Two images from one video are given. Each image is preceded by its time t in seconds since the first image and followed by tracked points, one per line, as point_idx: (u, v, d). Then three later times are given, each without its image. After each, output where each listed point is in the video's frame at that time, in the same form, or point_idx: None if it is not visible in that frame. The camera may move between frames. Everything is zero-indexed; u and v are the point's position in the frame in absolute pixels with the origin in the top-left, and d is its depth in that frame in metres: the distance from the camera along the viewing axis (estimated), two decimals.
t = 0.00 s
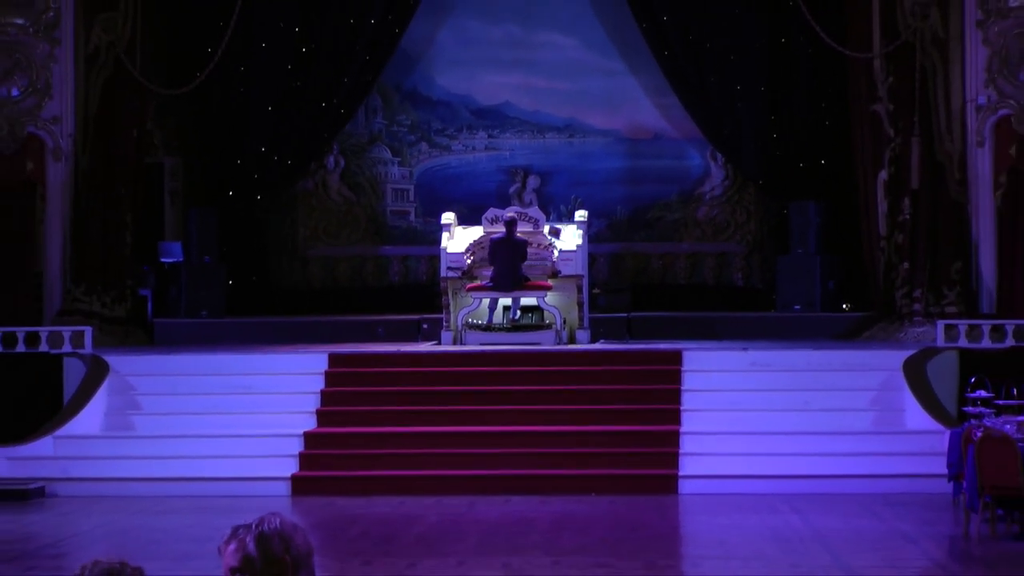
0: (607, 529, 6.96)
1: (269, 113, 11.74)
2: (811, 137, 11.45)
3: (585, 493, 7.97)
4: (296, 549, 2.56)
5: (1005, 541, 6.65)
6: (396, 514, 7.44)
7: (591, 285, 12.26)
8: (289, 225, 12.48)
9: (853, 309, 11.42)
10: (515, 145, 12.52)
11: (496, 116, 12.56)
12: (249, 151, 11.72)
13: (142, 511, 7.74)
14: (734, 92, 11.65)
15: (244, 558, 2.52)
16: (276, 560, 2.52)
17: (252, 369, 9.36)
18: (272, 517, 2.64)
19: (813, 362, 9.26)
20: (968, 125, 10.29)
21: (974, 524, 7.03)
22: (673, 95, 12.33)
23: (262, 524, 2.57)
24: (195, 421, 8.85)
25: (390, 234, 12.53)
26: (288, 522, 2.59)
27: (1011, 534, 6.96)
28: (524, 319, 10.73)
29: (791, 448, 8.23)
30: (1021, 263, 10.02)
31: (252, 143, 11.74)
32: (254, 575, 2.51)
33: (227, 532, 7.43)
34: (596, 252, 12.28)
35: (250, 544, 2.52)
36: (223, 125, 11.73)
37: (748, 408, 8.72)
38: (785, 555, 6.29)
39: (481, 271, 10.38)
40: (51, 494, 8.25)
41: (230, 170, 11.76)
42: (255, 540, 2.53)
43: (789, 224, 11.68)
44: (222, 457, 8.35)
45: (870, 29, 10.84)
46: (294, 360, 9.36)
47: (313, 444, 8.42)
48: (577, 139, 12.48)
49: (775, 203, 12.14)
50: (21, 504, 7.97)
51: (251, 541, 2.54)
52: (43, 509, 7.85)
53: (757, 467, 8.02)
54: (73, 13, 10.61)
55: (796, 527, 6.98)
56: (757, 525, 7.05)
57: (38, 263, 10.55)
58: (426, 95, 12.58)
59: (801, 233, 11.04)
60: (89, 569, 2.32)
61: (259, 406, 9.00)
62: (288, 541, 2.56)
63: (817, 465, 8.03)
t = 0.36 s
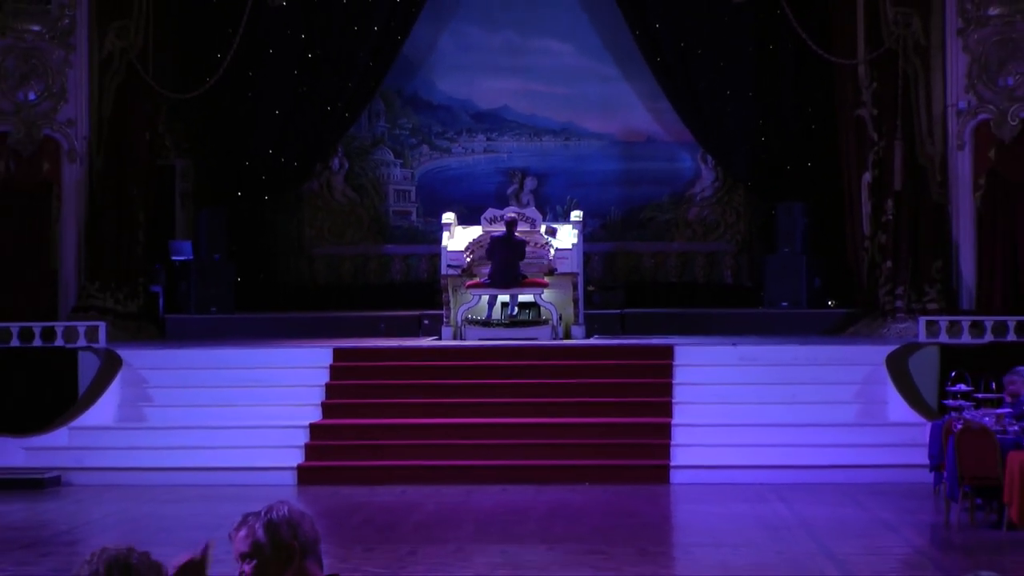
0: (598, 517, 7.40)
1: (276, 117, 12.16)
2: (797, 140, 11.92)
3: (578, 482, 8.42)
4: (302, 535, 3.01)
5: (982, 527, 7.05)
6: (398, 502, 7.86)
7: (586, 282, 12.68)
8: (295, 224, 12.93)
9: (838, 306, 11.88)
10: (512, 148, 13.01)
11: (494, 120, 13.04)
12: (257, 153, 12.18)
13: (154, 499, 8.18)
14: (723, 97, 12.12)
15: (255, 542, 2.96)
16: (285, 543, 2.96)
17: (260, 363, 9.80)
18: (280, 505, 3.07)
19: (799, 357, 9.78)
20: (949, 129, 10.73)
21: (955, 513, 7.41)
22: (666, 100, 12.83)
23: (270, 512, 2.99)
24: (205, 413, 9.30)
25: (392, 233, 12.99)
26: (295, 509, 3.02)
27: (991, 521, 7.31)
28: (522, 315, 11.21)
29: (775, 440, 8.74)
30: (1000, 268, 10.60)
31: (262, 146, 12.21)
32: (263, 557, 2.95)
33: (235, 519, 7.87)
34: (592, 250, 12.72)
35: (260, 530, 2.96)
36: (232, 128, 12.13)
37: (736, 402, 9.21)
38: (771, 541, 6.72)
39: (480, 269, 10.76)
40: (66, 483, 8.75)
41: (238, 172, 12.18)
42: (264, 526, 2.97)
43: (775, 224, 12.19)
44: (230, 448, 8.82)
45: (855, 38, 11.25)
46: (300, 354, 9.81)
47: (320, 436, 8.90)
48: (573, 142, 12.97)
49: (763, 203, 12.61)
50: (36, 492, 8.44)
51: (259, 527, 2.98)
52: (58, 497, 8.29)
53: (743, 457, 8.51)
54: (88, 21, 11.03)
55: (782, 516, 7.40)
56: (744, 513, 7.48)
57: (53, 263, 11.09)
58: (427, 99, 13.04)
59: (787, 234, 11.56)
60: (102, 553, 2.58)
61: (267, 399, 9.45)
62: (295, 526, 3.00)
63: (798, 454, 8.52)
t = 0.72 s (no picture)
0: (598, 509, 7.79)
1: (287, 123, 12.71)
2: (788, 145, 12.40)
3: (577, 476, 8.83)
4: (319, 526, 2.91)
5: (968, 520, 7.45)
6: (405, 494, 8.28)
7: (586, 282, 13.17)
8: (305, 226, 13.41)
9: (827, 305, 12.37)
10: (515, 153, 13.47)
11: (497, 126, 13.50)
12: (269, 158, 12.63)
13: (169, 491, 8.58)
14: (717, 104, 12.53)
15: (270, 532, 2.86)
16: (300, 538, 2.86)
17: (271, 360, 10.30)
18: (297, 495, 2.93)
19: (788, 354, 10.25)
20: (936, 133, 11.06)
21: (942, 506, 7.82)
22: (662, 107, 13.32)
23: (286, 502, 2.87)
24: (219, 409, 9.76)
25: (399, 236, 13.47)
26: (313, 499, 2.91)
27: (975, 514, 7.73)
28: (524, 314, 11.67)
29: (769, 435, 9.14)
30: (983, 263, 10.93)
31: (275, 151, 12.68)
32: (278, 549, 2.86)
33: (248, 511, 8.26)
34: (591, 252, 13.19)
35: (276, 521, 2.86)
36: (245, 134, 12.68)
37: (730, 398, 9.67)
38: (765, 533, 7.10)
39: (484, 269, 11.18)
40: (84, 477, 9.14)
41: (251, 176, 12.65)
42: (281, 517, 2.86)
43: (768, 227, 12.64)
44: (242, 442, 9.24)
45: (843, 45, 11.79)
46: (311, 351, 10.34)
47: (332, 429, 9.35)
48: (573, 147, 13.43)
49: (756, 206, 13.04)
50: (56, 485, 8.84)
51: (275, 518, 2.87)
52: (76, 490, 8.69)
53: (736, 451, 8.95)
54: (105, 32, 11.43)
55: (776, 508, 7.79)
56: (740, 506, 7.86)
57: (72, 262, 11.46)
58: (432, 106, 13.54)
59: (778, 235, 11.97)
60: (121, 545, 2.49)
61: (279, 395, 9.92)
62: (311, 518, 2.89)
63: (788, 449, 8.93)
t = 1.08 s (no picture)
0: (596, 497, 8.22)
1: (294, 126, 13.19)
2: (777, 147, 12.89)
3: (575, 465, 9.26)
4: (325, 514, 3.18)
5: (952, 507, 7.87)
6: (410, 483, 8.71)
7: (583, 279, 13.66)
8: (313, 226, 13.89)
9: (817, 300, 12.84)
10: (515, 154, 13.93)
11: (497, 128, 13.97)
12: (278, 158, 13.13)
13: (182, 481, 9.03)
14: (710, 107, 13.00)
15: (281, 519, 3.14)
16: (309, 522, 3.14)
17: (280, 354, 10.74)
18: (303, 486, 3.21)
19: (778, 347, 10.68)
20: (920, 135, 11.61)
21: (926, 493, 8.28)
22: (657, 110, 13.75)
23: (296, 491, 3.16)
24: (230, 401, 10.20)
25: (404, 234, 13.92)
26: (318, 490, 3.19)
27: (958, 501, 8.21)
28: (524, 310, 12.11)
29: (759, 425, 9.58)
30: (965, 263, 11.57)
31: (282, 152, 13.19)
32: (288, 534, 3.14)
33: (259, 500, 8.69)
34: (588, 250, 13.67)
35: (287, 509, 3.13)
36: (255, 138, 13.15)
37: (723, 389, 10.09)
38: (755, 520, 7.52)
39: (485, 266, 11.65)
40: (100, 466, 9.65)
41: (262, 177, 13.17)
42: (292, 506, 3.14)
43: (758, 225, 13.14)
44: (253, 433, 9.70)
45: (832, 50, 12.17)
46: (319, 346, 10.79)
47: (339, 421, 9.78)
48: (571, 149, 13.88)
49: (748, 206, 13.46)
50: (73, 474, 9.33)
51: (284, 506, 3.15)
52: (93, 479, 9.15)
53: (727, 441, 9.39)
54: (120, 39, 11.98)
55: (766, 496, 8.22)
56: (732, 494, 8.30)
57: (89, 261, 12.01)
58: (435, 109, 14.00)
59: (770, 232, 12.31)
60: (151, 534, 2.68)
61: (287, 388, 10.35)
62: (318, 507, 3.17)
63: (776, 438, 9.40)
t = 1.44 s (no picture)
0: (586, 485, 8.63)
1: (294, 126, 13.62)
2: (760, 147, 13.27)
3: (566, 453, 9.69)
4: (322, 501, 3.24)
5: (928, 492, 8.27)
6: (405, 470, 9.13)
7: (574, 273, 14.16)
8: (314, 222, 14.45)
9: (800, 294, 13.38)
10: (508, 153, 14.43)
11: (491, 128, 14.46)
12: (279, 156, 13.60)
13: (186, 468, 9.45)
14: (696, 108, 13.46)
15: (281, 505, 3.21)
16: (308, 507, 3.20)
17: (281, 346, 11.19)
18: (303, 472, 3.32)
19: (760, 338, 11.14)
20: (899, 136, 12.07)
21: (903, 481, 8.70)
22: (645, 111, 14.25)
23: (295, 479, 3.24)
24: (232, 391, 10.63)
25: (401, 230, 14.44)
26: (316, 478, 3.27)
27: (934, 488, 8.60)
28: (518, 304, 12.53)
29: (741, 414, 10.02)
30: (942, 257, 11.95)
31: (283, 151, 13.66)
32: (287, 518, 3.20)
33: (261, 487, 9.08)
34: (578, 245, 14.18)
35: (286, 496, 3.20)
36: (256, 138, 13.61)
37: (708, 378, 10.55)
38: (739, 505, 7.93)
39: (480, 261, 12.07)
40: (107, 454, 10.07)
41: (266, 176, 13.69)
42: (291, 492, 3.21)
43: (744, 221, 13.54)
44: (256, 422, 10.12)
45: (814, 50, 12.66)
46: (318, 338, 11.24)
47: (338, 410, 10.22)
48: (562, 147, 14.39)
49: (731, 204, 14.02)
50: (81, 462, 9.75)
51: (283, 493, 3.23)
52: (101, 467, 9.57)
53: (710, 430, 9.82)
54: (127, 40, 12.42)
55: (752, 483, 8.62)
56: (715, 481, 8.72)
57: (96, 253, 12.41)
58: (431, 109, 14.48)
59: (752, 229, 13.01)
60: (155, 521, 2.47)
61: (288, 378, 10.79)
62: (317, 494, 3.24)
63: (758, 427, 9.83)
